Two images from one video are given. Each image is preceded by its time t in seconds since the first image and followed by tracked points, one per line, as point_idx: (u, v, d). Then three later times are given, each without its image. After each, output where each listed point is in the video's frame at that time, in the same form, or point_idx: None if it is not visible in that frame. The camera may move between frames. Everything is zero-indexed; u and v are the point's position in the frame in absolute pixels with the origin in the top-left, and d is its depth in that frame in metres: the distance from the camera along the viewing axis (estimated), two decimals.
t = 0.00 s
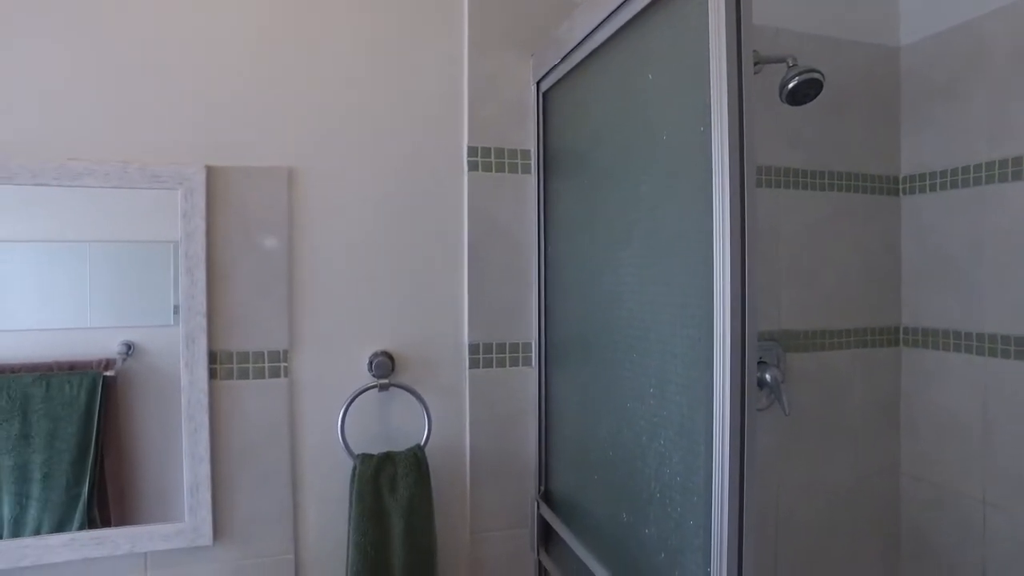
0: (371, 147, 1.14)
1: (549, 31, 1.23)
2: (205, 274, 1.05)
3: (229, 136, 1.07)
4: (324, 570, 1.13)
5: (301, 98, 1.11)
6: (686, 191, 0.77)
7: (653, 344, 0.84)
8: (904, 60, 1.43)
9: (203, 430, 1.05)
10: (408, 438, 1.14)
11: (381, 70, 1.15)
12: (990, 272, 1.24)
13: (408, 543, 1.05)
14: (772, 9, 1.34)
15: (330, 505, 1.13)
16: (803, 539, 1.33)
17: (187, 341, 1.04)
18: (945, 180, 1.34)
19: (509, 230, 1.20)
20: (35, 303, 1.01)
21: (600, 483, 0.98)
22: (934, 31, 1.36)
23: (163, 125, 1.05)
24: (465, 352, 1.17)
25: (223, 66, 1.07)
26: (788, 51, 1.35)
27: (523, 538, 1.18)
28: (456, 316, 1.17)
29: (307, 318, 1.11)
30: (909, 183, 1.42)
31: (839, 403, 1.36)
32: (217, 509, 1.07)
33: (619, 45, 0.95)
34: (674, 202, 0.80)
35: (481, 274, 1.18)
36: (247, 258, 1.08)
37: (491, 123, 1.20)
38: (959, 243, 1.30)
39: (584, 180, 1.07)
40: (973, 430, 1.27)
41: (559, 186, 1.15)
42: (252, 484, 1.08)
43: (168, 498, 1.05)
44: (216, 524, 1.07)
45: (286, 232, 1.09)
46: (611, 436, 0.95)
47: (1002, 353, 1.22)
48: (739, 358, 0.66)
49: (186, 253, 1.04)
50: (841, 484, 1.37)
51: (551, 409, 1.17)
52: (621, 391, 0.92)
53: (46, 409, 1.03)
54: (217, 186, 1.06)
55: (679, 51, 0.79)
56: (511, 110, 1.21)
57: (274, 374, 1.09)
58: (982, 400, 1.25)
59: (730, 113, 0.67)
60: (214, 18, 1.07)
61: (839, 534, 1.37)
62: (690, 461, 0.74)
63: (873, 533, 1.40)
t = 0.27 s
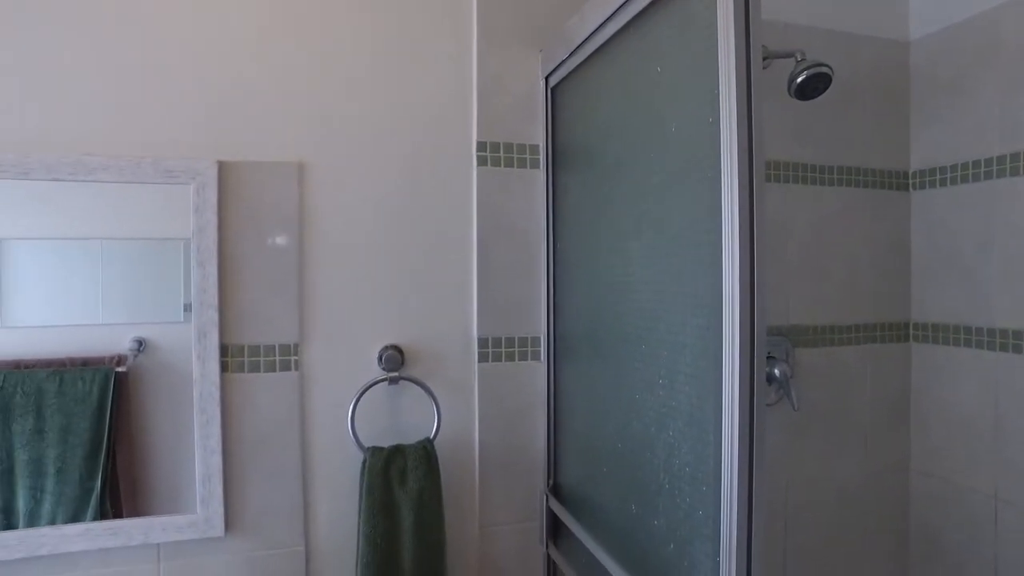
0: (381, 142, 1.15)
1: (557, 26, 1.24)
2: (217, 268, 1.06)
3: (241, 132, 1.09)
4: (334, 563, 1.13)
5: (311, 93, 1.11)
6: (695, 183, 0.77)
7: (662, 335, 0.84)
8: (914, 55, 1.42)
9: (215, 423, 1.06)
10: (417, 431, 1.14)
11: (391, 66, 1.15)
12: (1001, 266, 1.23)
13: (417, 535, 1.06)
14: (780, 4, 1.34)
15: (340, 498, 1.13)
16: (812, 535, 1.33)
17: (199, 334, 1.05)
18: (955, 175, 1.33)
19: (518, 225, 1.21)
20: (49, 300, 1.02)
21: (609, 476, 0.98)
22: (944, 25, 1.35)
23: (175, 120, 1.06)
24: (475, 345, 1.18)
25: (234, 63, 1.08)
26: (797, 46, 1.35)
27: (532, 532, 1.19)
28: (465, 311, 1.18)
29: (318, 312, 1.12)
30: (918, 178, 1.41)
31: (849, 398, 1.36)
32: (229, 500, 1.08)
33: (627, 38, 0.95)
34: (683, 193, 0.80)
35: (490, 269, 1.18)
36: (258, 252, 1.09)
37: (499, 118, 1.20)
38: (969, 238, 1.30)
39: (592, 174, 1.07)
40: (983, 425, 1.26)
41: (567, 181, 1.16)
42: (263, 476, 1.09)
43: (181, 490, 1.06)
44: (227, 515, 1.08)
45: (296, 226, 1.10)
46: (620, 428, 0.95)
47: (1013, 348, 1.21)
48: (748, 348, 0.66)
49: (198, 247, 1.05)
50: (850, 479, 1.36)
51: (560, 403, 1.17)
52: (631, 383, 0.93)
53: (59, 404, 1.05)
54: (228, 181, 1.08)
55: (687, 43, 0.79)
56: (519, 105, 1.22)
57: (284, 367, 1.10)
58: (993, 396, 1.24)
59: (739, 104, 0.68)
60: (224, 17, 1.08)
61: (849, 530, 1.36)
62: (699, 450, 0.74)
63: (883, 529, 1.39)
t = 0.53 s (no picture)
0: (391, 137, 1.15)
1: (567, 22, 1.24)
2: (229, 263, 1.07)
3: (253, 127, 1.09)
4: (345, 556, 1.14)
5: (322, 89, 1.12)
6: (706, 175, 0.77)
7: (672, 328, 0.84)
8: (926, 49, 1.42)
9: (228, 416, 1.07)
10: (428, 425, 1.15)
11: (401, 61, 1.16)
12: (1013, 262, 1.22)
13: (428, 528, 1.06)
14: None
15: (351, 491, 1.14)
16: (823, 532, 1.32)
17: (212, 327, 1.06)
18: (967, 170, 1.32)
19: (528, 220, 1.21)
20: (63, 296, 1.04)
21: (620, 469, 0.99)
22: (956, 19, 1.34)
23: (188, 117, 1.07)
24: (485, 340, 1.18)
25: (247, 59, 1.09)
26: (807, 41, 1.35)
27: (542, 526, 1.19)
28: (475, 305, 1.18)
29: (329, 306, 1.12)
30: (930, 174, 1.41)
31: (860, 394, 1.35)
32: (241, 493, 1.09)
33: (638, 32, 0.95)
34: (693, 185, 0.80)
35: (500, 264, 1.19)
36: (270, 247, 1.09)
37: (509, 114, 1.21)
38: (981, 233, 1.29)
39: (602, 168, 1.07)
40: (996, 422, 1.25)
41: (577, 176, 1.16)
42: (275, 469, 1.10)
43: (194, 483, 1.07)
44: (240, 508, 1.09)
45: (308, 221, 1.11)
46: (631, 421, 0.95)
47: None
48: (759, 338, 0.66)
49: (210, 242, 1.06)
50: (861, 476, 1.36)
51: (570, 397, 1.17)
52: (641, 376, 0.93)
53: (73, 400, 1.06)
54: (240, 176, 1.08)
55: (698, 36, 0.79)
56: (529, 100, 1.22)
57: (296, 361, 1.10)
58: (1005, 392, 1.24)
59: (750, 95, 0.68)
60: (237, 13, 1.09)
61: (859, 527, 1.36)
62: (710, 442, 0.74)
63: (894, 526, 1.39)
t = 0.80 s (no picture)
0: (402, 132, 1.15)
1: (578, 16, 1.24)
2: (241, 257, 1.07)
3: (265, 123, 1.10)
4: (357, 549, 1.14)
5: (333, 85, 1.13)
6: (717, 166, 0.77)
7: (684, 320, 0.84)
8: (939, 44, 1.40)
9: (239, 409, 1.07)
10: (438, 420, 1.15)
11: (411, 57, 1.16)
12: None
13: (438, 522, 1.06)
14: None
15: (362, 485, 1.14)
16: (836, 529, 1.31)
17: (223, 321, 1.07)
18: (981, 165, 1.31)
19: (538, 214, 1.21)
20: (76, 292, 1.04)
21: (631, 463, 0.98)
22: (970, 13, 1.33)
23: (200, 112, 1.08)
24: (495, 335, 1.18)
25: (259, 55, 1.10)
26: (818, 35, 1.34)
27: (552, 521, 1.19)
28: (486, 300, 1.18)
29: (340, 300, 1.13)
30: (943, 168, 1.39)
31: (872, 390, 1.34)
32: (253, 486, 1.09)
33: (649, 25, 0.95)
34: (705, 177, 0.80)
35: (510, 258, 1.19)
36: (282, 241, 1.10)
37: (519, 108, 1.21)
38: (996, 228, 1.27)
39: (613, 162, 1.07)
40: (1011, 419, 1.24)
41: (588, 170, 1.16)
42: (286, 463, 1.10)
43: (206, 475, 1.08)
44: (251, 501, 1.09)
45: (319, 216, 1.11)
46: (642, 415, 0.95)
47: None
48: (772, 328, 0.66)
49: (222, 236, 1.07)
50: (873, 473, 1.35)
51: (580, 392, 1.17)
52: (652, 369, 0.92)
53: (87, 396, 1.07)
54: (252, 171, 1.09)
55: (710, 26, 0.79)
56: (539, 95, 1.22)
57: (307, 355, 1.11)
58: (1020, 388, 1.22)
59: (762, 84, 0.67)
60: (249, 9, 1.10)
61: (873, 524, 1.35)
62: (721, 434, 0.74)
63: (908, 524, 1.37)
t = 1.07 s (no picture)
0: (411, 127, 1.16)
1: (586, 11, 1.23)
2: (252, 251, 1.08)
3: (276, 118, 1.11)
4: (367, 543, 1.15)
5: (343, 80, 1.13)
6: (728, 158, 0.77)
7: (694, 313, 0.84)
8: (951, 38, 1.39)
9: (250, 402, 1.08)
10: (447, 414, 1.15)
11: (420, 52, 1.16)
12: None
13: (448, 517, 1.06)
14: None
15: (371, 479, 1.15)
16: (846, 526, 1.31)
17: (234, 315, 1.07)
18: (993, 159, 1.30)
19: (547, 209, 1.21)
20: (88, 288, 1.06)
21: (641, 457, 0.98)
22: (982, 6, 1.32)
23: (211, 108, 1.09)
24: (504, 330, 1.18)
25: (269, 52, 1.11)
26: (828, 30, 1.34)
27: (561, 517, 1.19)
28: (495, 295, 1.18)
29: (350, 295, 1.13)
30: (955, 163, 1.38)
31: (883, 386, 1.33)
32: (264, 479, 1.10)
33: (658, 18, 0.95)
34: (714, 169, 0.80)
35: (520, 253, 1.19)
36: (292, 236, 1.10)
37: (528, 104, 1.21)
38: (1008, 223, 1.26)
39: (623, 156, 1.07)
40: None
41: (598, 165, 1.16)
42: (297, 456, 1.11)
43: (217, 469, 1.08)
44: (262, 494, 1.10)
45: (329, 211, 1.12)
46: (651, 409, 0.95)
47: None
48: (782, 320, 0.66)
49: (233, 230, 1.07)
50: (885, 470, 1.34)
51: (590, 387, 1.17)
52: (662, 362, 0.92)
53: (99, 392, 1.08)
54: (263, 166, 1.10)
55: (719, 18, 0.79)
56: (548, 91, 1.22)
57: (317, 350, 1.11)
58: None
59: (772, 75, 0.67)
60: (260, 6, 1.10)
61: (884, 522, 1.34)
62: (731, 426, 0.74)
63: (920, 521, 1.36)
